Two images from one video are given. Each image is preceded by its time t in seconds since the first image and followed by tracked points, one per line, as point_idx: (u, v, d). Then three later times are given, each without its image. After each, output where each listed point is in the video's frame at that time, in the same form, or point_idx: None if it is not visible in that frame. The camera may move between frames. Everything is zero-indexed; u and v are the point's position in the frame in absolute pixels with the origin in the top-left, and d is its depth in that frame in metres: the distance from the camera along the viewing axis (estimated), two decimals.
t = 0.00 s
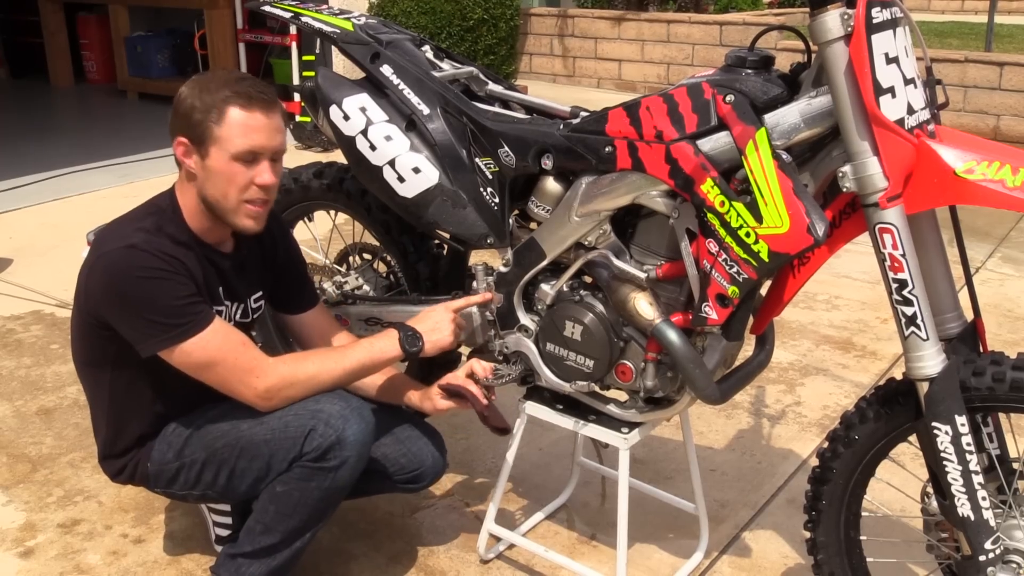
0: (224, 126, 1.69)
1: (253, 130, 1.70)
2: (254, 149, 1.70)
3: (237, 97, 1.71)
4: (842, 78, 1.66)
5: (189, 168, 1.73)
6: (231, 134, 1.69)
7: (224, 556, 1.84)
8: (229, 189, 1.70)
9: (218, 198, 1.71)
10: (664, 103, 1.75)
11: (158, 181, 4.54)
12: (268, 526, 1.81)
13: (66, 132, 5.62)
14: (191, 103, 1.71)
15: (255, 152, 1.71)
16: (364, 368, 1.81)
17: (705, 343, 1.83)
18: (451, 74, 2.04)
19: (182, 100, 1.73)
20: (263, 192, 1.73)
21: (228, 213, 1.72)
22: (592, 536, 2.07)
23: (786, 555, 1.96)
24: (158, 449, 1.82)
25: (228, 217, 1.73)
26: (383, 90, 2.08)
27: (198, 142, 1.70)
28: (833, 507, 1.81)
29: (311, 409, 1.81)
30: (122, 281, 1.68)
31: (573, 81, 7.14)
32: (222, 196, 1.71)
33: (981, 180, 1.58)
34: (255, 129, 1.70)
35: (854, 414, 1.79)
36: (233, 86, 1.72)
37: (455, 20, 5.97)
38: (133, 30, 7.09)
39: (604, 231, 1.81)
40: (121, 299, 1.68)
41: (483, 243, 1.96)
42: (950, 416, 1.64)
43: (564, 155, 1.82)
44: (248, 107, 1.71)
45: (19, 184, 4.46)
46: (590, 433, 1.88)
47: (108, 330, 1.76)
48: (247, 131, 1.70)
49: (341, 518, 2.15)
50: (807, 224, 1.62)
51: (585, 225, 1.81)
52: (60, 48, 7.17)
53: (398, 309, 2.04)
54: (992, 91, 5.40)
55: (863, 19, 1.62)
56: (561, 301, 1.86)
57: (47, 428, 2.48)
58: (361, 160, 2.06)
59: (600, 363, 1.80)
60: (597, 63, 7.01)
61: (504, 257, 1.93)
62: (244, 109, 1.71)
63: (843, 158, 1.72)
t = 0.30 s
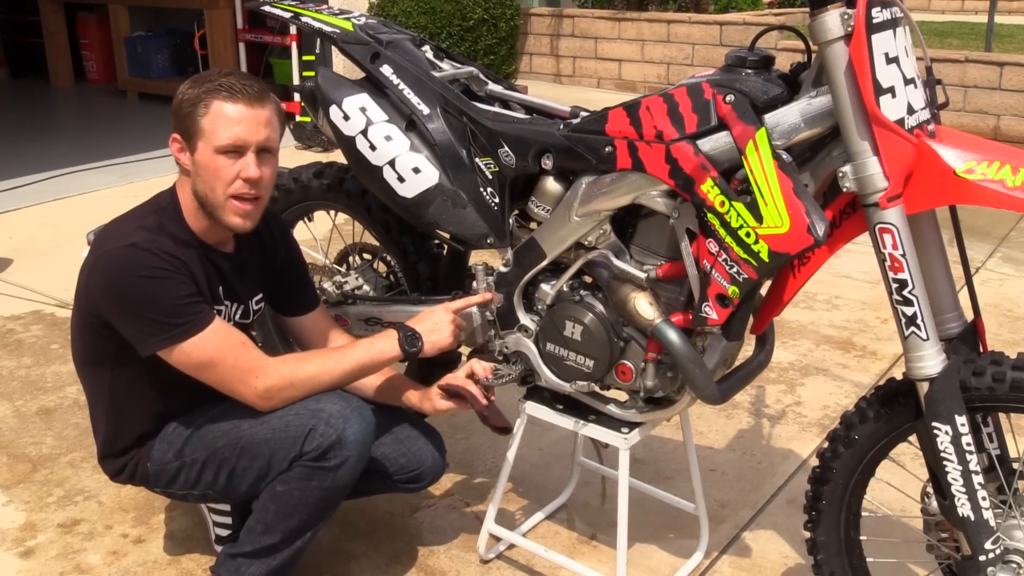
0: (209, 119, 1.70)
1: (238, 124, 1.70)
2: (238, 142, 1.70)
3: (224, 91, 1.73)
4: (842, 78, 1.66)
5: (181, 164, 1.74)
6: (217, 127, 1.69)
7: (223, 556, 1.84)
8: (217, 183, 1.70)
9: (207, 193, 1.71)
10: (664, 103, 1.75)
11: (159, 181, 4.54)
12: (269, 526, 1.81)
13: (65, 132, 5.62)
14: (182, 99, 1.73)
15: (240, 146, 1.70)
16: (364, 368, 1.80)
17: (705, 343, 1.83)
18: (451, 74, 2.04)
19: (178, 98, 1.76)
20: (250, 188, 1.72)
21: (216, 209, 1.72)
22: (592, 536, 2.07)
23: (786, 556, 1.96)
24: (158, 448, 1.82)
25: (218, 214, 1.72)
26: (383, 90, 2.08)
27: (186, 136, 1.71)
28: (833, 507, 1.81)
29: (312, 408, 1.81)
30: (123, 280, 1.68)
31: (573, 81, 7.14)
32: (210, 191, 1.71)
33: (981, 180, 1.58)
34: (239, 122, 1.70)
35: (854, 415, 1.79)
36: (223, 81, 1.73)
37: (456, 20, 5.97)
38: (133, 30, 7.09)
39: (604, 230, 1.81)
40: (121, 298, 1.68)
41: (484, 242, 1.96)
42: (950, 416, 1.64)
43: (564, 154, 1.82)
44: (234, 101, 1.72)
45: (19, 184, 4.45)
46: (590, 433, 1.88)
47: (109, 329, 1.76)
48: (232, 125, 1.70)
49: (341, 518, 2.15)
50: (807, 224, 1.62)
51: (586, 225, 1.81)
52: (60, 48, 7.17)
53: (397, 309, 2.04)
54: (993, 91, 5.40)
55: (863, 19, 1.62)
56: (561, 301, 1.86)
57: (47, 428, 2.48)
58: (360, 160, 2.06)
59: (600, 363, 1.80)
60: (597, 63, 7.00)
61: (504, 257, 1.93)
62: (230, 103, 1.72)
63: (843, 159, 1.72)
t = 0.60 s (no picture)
0: (235, 133, 1.66)
1: (264, 140, 1.68)
2: (262, 156, 1.68)
3: (247, 102, 1.68)
4: (847, 74, 1.63)
5: (192, 172, 1.69)
6: (242, 142, 1.66)
7: (222, 559, 1.80)
8: (238, 195, 1.68)
9: (225, 204, 1.69)
10: (667, 100, 1.72)
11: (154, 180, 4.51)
12: (269, 527, 1.78)
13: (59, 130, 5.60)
14: (199, 105, 1.66)
15: (264, 161, 1.68)
16: (364, 367, 1.76)
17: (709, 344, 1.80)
18: (451, 70, 2.01)
19: (186, 100, 1.68)
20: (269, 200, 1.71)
21: (232, 217, 1.70)
22: (594, 540, 2.04)
23: (791, 560, 1.92)
24: (158, 449, 1.78)
25: (234, 221, 1.71)
26: (382, 87, 2.05)
27: (205, 148, 1.66)
28: (839, 511, 1.78)
29: (316, 408, 1.77)
30: (119, 281, 1.65)
31: (574, 78, 7.13)
32: (229, 202, 1.68)
33: (989, 178, 1.55)
34: (265, 137, 1.67)
35: (860, 416, 1.76)
36: (244, 90, 1.68)
37: (455, 15, 5.96)
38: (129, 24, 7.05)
39: (608, 229, 1.78)
40: (118, 299, 1.65)
41: (484, 241, 1.93)
42: (958, 418, 1.61)
43: (565, 152, 1.79)
44: (257, 113, 1.68)
45: (14, 182, 4.44)
46: (592, 435, 1.85)
47: (105, 330, 1.73)
48: (258, 141, 1.67)
49: (340, 521, 2.12)
50: (812, 223, 1.59)
51: (589, 224, 1.78)
52: (54, 44, 7.16)
53: (395, 309, 2.01)
54: (1001, 88, 5.37)
55: (869, 15, 1.60)
56: (562, 301, 1.83)
57: (39, 431, 2.45)
58: (359, 158, 2.03)
59: (602, 364, 1.77)
60: (598, 59, 6.98)
61: (504, 257, 1.90)
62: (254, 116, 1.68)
63: (849, 156, 1.70)
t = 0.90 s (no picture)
0: (223, 135, 1.40)
1: (250, 138, 1.44)
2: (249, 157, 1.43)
3: (236, 97, 1.41)
4: (900, 41, 1.37)
5: (159, 168, 1.41)
6: (229, 143, 1.40)
7: None
8: (218, 198, 1.44)
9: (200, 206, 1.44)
10: (693, 69, 1.46)
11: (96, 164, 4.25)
12: (228, 568, 1.49)
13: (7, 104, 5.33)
14: (182, 101, 1.38)
15: (247, 163, 1.45)
16: (339, 379, 1.49)
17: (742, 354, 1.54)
18: (441, 36, 1.75)
19: (160, 91, 1.39)
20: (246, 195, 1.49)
21: (203, 218, 1.46)
22: None
23: None
24: (98, 475, 1.47)
25: (204, 220, 1.47)
26: (361, 56, 1.80)
27: (182, 148, 1.38)
28: (897, 551, 1.52)
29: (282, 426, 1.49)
30: (52, 279, 1.36)
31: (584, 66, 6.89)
32: (206, 204, 1.44)
33: None
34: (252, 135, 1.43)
35: (921, 439, 1.50)
36: (231, 83, 1.41)
37: None
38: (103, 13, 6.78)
39: (626, 219, 1.52)
40: (50, 302, 1.37)
41: (480, 234, 1.67)
42: None
43: (574, 130, 1.54)
44: (243, 107, 1.43)
45: None
46: (607, 462, 1.59)
47: (33, 337, 1.43)
48: (244, 142, 1.43)
49: (312, 561, 1.85)
50: (862, 214, 1.32)
51: (605, 213, 1.53)
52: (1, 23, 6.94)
53: (374, 313, 1.76)
54: None
55: None
56: (570, 306, 1.58)
57: None
58: (336, 139, 1.77)
59: (621, 379, 1.52)
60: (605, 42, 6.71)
61: (503, 253, 1.65)
62: (242, 111, 1.42)
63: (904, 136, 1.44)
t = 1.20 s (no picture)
0: (93, 93, 0.90)
1: (135, 94, 0.94)
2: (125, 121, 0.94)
3: (114, 35, 0.90)
4: None
5: None
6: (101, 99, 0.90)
7: None
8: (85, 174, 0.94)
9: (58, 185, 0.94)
10: None
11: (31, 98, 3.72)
12: None
13: None
14: (26, 40, 0.85)
15: (127, 126, 0.95)
16: (268, 422, 1.05)
17: (841, 389, 1.08)
18: None
19: None
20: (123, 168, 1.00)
21: (58, 200, 0.96)
22: None
23: None
24: None
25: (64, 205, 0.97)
26: None
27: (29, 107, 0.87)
28: None
29: (179, 488, 1.04)
30: None
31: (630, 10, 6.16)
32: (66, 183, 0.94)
33: None
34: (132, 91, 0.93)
35: None
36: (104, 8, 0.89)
37: None
38: None
39: (673, 191, 1.06)
40: None
41: (467, 214, 1.14)
42: None
43: (602, 68, 1.05)
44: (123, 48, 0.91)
45: None
46: (651, 540, 1.15)
47: None
48: (124, 99, 0.93)
49: None
50: (1017, 184, 0.85)
51: (642, 185, 1.06)
52: None
53: (323, 323, 1.29)
54: None
55: None
56: (594, 316, 1.12)
57: None
58: (263, 78, 1.17)
59: (671, 421, 1.07)
60: None
61: (499, 241, 1.16)
62: (120, 59, 0.91)
63: None
